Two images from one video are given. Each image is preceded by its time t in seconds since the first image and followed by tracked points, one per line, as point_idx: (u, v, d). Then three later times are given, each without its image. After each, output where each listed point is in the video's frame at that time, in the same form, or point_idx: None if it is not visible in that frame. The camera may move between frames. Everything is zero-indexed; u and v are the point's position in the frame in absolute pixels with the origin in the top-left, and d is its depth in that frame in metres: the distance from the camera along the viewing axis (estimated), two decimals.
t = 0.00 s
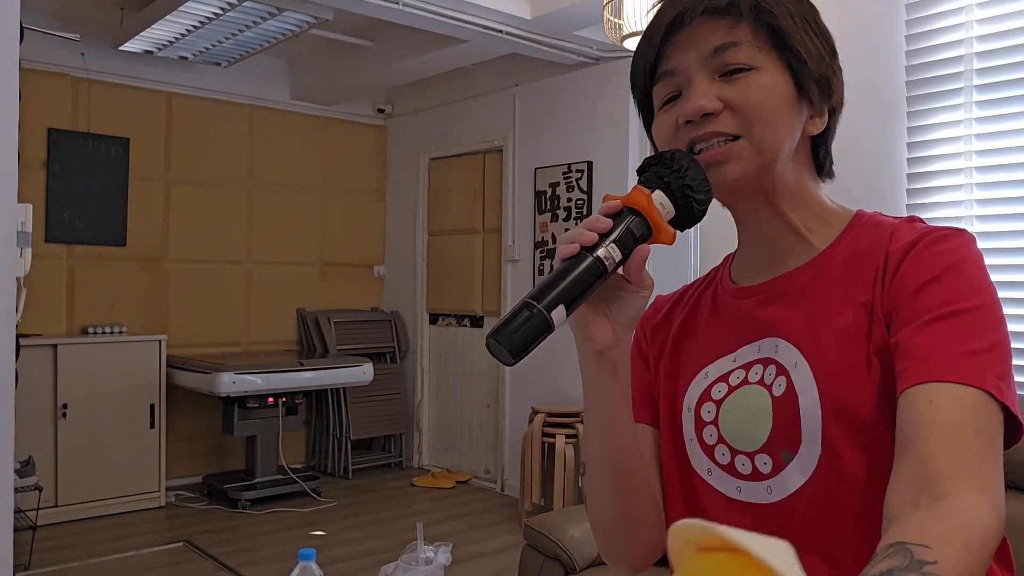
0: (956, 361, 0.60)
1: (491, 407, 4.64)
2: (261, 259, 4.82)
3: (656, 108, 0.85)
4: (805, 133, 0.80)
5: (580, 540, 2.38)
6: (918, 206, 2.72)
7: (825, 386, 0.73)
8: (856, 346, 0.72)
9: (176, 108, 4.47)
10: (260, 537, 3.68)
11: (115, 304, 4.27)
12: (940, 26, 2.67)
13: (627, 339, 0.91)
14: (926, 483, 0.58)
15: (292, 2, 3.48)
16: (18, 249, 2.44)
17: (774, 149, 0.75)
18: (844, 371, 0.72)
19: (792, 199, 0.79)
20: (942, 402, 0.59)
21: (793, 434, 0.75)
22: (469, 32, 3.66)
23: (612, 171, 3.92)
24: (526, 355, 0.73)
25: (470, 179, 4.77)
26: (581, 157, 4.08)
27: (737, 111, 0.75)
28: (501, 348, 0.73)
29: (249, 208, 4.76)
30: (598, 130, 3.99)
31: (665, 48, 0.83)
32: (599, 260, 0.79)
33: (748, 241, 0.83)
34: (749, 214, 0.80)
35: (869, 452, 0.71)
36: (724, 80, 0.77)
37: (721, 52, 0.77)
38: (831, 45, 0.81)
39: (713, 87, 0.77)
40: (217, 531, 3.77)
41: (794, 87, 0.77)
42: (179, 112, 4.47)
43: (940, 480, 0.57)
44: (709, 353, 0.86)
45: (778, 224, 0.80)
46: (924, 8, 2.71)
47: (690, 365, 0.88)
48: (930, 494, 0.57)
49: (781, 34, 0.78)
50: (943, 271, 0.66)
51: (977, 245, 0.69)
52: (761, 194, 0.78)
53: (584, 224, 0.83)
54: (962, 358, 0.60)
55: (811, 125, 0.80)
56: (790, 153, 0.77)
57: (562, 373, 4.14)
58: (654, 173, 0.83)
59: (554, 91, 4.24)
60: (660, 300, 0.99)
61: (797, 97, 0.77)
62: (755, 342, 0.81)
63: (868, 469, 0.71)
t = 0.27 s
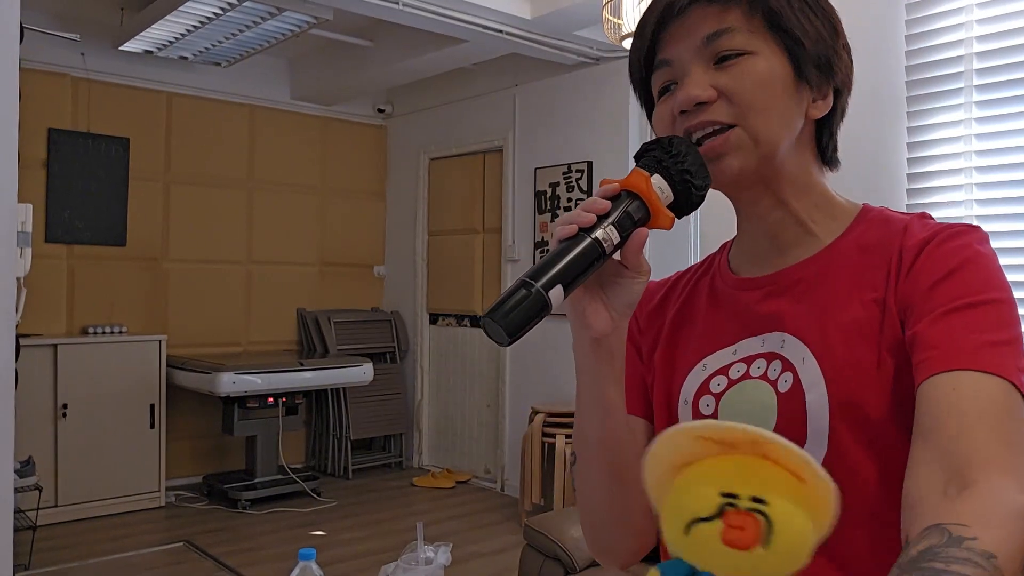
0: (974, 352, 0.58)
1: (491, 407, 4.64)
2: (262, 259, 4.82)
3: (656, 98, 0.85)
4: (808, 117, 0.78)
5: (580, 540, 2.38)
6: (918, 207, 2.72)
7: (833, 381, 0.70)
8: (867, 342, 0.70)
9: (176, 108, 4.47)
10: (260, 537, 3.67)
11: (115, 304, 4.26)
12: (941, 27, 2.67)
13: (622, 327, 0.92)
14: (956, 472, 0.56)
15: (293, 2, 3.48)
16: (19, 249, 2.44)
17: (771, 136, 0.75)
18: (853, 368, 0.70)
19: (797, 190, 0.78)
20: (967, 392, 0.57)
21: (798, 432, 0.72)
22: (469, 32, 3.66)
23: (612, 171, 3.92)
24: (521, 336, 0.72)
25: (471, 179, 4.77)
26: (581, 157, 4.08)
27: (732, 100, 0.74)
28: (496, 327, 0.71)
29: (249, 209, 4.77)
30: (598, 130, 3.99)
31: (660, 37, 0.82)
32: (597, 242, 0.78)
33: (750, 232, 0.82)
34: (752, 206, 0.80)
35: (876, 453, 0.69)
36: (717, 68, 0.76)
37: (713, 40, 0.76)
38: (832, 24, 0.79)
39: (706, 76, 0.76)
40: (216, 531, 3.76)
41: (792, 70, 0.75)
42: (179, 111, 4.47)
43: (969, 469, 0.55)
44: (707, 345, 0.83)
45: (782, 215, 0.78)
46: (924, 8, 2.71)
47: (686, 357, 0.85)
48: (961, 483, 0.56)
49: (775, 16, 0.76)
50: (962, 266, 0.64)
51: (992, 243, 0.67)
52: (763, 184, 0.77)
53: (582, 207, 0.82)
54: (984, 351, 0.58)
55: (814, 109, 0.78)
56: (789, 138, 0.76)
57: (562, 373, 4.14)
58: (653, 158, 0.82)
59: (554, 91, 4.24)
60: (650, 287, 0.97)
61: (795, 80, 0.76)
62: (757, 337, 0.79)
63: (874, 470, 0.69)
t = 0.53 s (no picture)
0: (993, 384, 0.60)
1: (491, 407, 4.64)
2: (261, 259, 4.82)
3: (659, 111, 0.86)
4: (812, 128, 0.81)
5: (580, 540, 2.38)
6: (918, 207, 2.72)
7: (843, 406, 0.74)
8: (877, 368, 0.73)
9: (176, 108, 4.47)
10: (260, 537, 3.67)
11: (115, 304, 4.27)
12: (941, 26, 2.67)
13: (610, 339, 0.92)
14: (966, 505, 0.57)
15: (292, 2, 3.48)
16: (19, 249, 2.44)
17: (773, 148, 0.77)
18: (862, 392, 0.73)
19: (801, 203, 0.81)
20: (981, 425, 0.59)
21: (805, 455, 0.75)
22: (470, 32, 3.66)
23: (612, 171, 3.92)
24: (500, 344, 0.70)
25: (471, 179, 4.77)
26: (581, 157, 4.08)
27: (732, 114, 0.76)
28: (473, 332, 0.70)
29: (249, 208, 4.76)
30: (598, 130, 3.99)
31: (662, 49, 0.83)
32: (585, 252, 0.77)
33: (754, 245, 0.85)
34: (756, 220, 0.83)
35: (884, 476, 0.72)
36: (717, 82, 0.77)
37: (713, 54, 0.78)
38: (836, 35, 0.81)
39: (706, 89, 0.77)
40: (217, 531, 3.77)
41: (796, 81, 0.78)
42: (179, 112, 4.48)
43: (981, 503, 0.56)
44: (712, 363, 0.86)
45: (786, 230, 0.82)
46: (924, 8, 2.71)
47: (687, 373, 0.88)
48: (971, 517, 0.57)
49: (777, 29, 0.78)
50: (979, 296, 0.66)
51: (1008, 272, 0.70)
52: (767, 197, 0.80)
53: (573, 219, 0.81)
54: (1000, 382, 0.60)
55: (818, 120, 0.81)
56: (792, 149, 0.78)
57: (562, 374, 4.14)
58: (649, 170, 0.83)
59: (554, 91, 4.24)
60: (650, 298, 1.01)
61: (800, 91, 0.78)
62: (764, 357, 0.82)
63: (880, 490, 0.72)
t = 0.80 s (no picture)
0: (997, 393, 0.58)
1: (491, 407, 4.64)
2: (261, 259, 4.82)
3: (678, 109, 0.85)
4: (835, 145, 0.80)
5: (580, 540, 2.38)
6: (918, 207, 2.72)
7: (850, 416, 0.69)
8: (885, 377, 0.69)
9: (176, 108, 4.47)
10: (260, 537, 3.67)
11: (115, 304, 4.26)
12: (941, 26, 2.67)
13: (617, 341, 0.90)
14: (956, 510, 0.56)
15: (292, 2, 3.48)
16: (19, 249, 2.44)
17: (802, 158, 0.75)
18: (870, 402, 0.69)
19: (815, 218, 0.78)
20: (979, 431, 0.57)
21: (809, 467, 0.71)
22: (470, 32, 3.66)
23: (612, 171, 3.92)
24: (509, 336, 0.71)
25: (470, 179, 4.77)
26: (581, 157, 4.08)
27: (766, 119, 0.75)
28: (484, 325, 0.71)
29: (249, 208, 4.77)
30: (598, 130, 3.99)
31: (695, 49, 0.83)
32: (599, 249, 0.78)
33: (760, 259, 0.82)
34: (769, 231, 0.79)
35: (891, 493, 0.68)
36: (753, 85, 0.77)
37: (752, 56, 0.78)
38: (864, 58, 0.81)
39: (741, 91, 0.77)
40: (217, 531, 3.77)
41: (827, 96, 0.77)
42: (180, 112, 4.48)
43: (973, 507, 0.55)
44: (712, 373, 0.83)
45: (800, 244, 0.79)
46: (924, 8, 2.71)
47: (687, 383, 0.85)
48: (964, 520, 0.55)
49: (815, 41, 0.78)
50: (988, 305, 0.63)
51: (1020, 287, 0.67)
52: (788, 216, 0.77)
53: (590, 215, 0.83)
54: (1005, 392, 0.57)
55: (840, 138, 0.80)
56: (820, 167, 0.76)
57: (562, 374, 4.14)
58: (668, 173, 0.84)
59: (554, 91, 4.24)
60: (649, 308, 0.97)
61: (829, 106, 0.77)
62: (769, 366, 0.78)
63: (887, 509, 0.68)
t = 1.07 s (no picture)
0: (980, 392, 0.60)
1: (491, 407, 4.64)
2: (261, 259, 4.82)
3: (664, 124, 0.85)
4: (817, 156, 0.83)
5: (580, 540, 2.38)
6: (918, 207, 2.72)
7: (836, 418, 0.72)
8: (870, 380, 0.72)
9: (176, 108, 4.47)
10: (261, 537, 3.68)
11: (115, 304, 4.26)
12: (941, 26, 2.67)
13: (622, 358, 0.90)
14: (942, 507, 0.57)
15: (292, 2, 3.48)
16: (19, 249, 2.44)
17: (790, 168, 0.77)
18: (855, 406, 0.72)
19: (802, 228, 0.81)
20: (963, 430, 0.59)
21: (799, 469, 0.73)
22: (470, 33, 3.66)
23: (611, 171, 3.92)
24: (525, 358, 0.66)
25: (470, 179, 4.77)
26: (581, 157, 4.08)
27: (756, 131, 0.76)
28: (500, 346, 0.65)
29: (249, 208, 4.77)
30: (598, 131, 3.99)
31: (679, 61, 0.83)
32: (609, 268, 0.76)
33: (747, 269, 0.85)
34: (754, 243, 0.82)
35: (879, 489, 0.70)
36: (741, 98, 0.78)
37: (738, 70, 0.79)
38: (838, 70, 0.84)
39: (730, 105, 0.78)
40: (217, 531, 3.77)
41: (810, 109, 0.79)
42: (180, 112, 4.48)
43: (957, 503, 0.56)
44: (705, 380, 0.85)
45: (788, 253, 0.82)
46: (924, 8, 2.71)
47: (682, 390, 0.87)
48: (949, 515, 0.56)
49: (797, 55, 0.80)
50: (969, 308, 0.66)
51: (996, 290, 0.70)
52: (778, 227, 0.80)
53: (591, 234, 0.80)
54: (984, 391, 0.60)
55: (822, 149, 0.83)
56: (807, 178, 0.79)
57: (562, 374, 4.14)
58: (668, 191, 0.82)
59: (554, 91, 4.24)
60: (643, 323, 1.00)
61: (812, 118, 0.79)
62: (757, 373, 0.80)
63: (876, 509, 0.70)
